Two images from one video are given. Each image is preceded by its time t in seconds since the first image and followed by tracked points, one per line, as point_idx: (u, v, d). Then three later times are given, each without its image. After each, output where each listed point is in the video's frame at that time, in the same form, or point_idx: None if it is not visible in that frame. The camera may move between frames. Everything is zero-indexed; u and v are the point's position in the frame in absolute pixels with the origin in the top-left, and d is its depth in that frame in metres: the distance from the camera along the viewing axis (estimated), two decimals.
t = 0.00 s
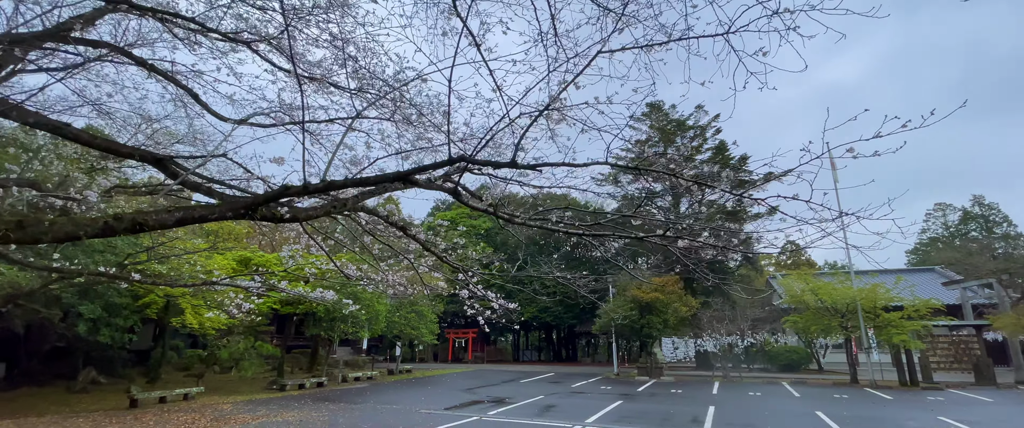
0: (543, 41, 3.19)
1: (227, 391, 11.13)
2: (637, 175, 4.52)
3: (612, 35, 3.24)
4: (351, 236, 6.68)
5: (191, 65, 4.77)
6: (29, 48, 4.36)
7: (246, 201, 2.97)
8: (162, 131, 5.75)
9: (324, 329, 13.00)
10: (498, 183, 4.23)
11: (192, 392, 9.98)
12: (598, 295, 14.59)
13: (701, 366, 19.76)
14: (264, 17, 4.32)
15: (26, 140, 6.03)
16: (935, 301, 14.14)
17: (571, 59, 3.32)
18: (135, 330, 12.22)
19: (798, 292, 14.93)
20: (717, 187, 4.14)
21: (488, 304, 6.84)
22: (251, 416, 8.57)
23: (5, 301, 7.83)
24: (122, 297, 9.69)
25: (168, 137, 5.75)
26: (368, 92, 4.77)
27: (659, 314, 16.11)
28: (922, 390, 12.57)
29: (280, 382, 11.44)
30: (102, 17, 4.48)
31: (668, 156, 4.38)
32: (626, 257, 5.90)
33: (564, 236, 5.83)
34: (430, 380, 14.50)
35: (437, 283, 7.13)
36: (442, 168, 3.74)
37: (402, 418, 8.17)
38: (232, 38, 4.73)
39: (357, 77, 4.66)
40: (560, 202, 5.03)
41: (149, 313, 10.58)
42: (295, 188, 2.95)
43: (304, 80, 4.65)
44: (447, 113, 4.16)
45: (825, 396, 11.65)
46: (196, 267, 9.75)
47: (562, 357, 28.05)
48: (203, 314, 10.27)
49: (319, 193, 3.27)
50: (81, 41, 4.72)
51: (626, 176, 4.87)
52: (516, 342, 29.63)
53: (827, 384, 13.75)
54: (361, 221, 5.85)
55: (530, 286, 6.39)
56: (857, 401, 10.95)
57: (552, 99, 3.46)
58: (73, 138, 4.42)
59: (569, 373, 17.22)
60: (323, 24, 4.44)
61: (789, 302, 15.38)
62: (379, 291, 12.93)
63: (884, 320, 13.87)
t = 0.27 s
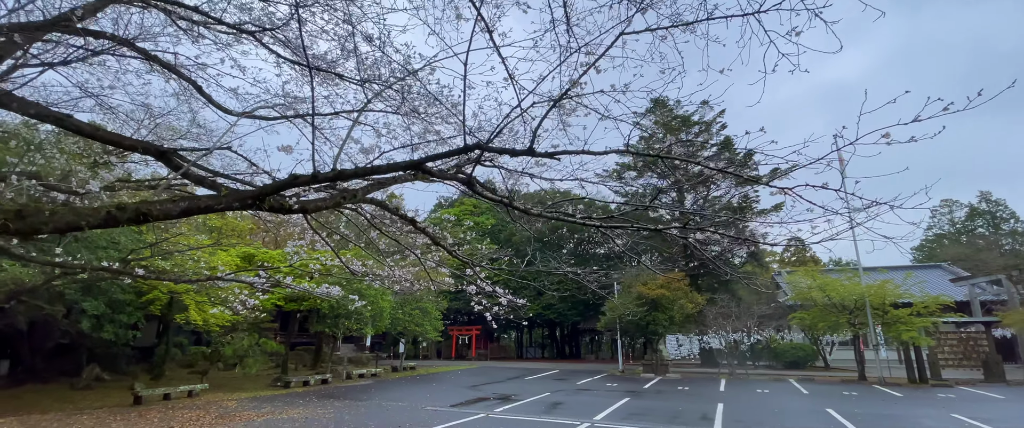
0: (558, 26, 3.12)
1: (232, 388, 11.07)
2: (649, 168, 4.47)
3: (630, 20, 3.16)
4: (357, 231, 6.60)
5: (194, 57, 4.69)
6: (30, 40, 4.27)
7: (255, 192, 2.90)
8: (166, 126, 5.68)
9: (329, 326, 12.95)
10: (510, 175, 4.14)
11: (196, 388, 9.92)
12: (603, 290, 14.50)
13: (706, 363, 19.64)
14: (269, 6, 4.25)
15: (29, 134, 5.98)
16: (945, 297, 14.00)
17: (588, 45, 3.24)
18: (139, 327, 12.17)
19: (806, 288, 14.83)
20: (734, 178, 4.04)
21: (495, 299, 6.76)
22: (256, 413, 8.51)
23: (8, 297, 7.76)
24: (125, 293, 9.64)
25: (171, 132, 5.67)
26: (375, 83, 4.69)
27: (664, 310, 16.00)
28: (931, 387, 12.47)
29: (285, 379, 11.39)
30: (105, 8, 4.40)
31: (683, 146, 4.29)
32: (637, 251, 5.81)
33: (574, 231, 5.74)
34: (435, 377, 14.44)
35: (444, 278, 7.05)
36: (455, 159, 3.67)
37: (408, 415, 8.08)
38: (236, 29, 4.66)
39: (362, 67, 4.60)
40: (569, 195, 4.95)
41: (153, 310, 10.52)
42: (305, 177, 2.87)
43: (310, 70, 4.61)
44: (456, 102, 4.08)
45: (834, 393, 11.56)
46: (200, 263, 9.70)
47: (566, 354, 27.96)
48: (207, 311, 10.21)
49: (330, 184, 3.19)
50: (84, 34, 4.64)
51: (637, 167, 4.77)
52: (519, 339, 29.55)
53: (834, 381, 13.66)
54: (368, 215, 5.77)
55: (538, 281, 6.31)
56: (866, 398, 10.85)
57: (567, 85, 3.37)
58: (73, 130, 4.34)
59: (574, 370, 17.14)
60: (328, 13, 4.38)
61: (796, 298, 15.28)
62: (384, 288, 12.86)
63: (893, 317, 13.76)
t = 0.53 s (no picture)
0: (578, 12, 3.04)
1: (236, 386, 10.98)
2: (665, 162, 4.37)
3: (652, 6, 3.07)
4: (364, 227, 6.50)
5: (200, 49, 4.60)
6: (32, 31, 4.16)
7: (263, 184, 2.84)
8: (170, 121, 5.59)
9: (333, 324, 12.87)
10: (526, 167, 4.06)
11: (201, 386, 9.84)
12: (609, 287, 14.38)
13: (711, 361, 19.52)
14: None
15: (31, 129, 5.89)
16: (954, 295, 13.86)
17: (608, 32, 3.15)
18: (142, 324, 12.10)
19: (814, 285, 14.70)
20: (756, 169, 3.94)
21: (503, 296, 6.67)
22: (261, 411, 8.43)
23: (11, 295, 7.68)
24: (129, 291, 9.55)
25: (175, 127, 5.58)
26: (384, 75, 4.59)
27: (670, 308, 15.88)
28: (941, 385, 12.34)
29: (289, 377, 11.31)
30: None
31: (702, 138, 4.19)
32: (649, 246, 5.70)
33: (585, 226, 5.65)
34: (440, 375, 14.35)
35: (451, 275, 6.96)
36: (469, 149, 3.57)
37: (415, 413, 7.99)
38: (243, 21, 4.57)
39: (370, 58, 4.52)
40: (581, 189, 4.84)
41: (157, 308, 10.45)
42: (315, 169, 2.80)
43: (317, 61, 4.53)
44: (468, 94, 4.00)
45: (843, 392, 11.44)
46: (204, 260, 9.62)
47: (570, 352, 27.85)
48: (212, 308, 10.13)
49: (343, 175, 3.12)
50: (87, 26, 4.54)
51: (651, 161, 4.67)
52: (523, 337, 29.44)
53: (843, 379, 13.54)
54: (376, 210, 5.67)
55: (548, 277, 6.22)
56: (877, 396, 10.74)
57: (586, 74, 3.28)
58: (77, 122, 4.23)
59: (579, 368, 17.05)
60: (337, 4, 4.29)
61: (804, 296, 15.15)
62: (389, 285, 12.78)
63: (902, 314, 13.62)
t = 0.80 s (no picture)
0: None
1: (237, 385, 10.88)
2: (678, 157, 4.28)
3: None
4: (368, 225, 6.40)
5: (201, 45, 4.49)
6: (30, 23, 4.05)
7: (271, 178, 2.78)
8: (171, 118, 5.49)
9: (336, 322, 12.78)
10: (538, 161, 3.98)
11: (203, 385, 9.74)
12: (613, 285, 14.26)
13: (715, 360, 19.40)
14: None
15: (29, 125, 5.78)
16: (962, 293, 13.75)
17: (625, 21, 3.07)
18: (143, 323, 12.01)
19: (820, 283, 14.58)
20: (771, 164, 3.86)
21: (510, 294, 6.57)
22: (264, 410, 8.34)
23: (10, 293, 7.58)
24: (130, 289, 9.45)
25: (176, 124, 5.48)
26: (391, 69, 4.50)
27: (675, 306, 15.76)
28: (950, 384, 12.22)
29: (292, 376, 11.22)
30: None
31: (717, 132, 4.10)
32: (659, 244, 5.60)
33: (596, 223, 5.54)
34: (443, 374, 14.26)
35: (457, 273, 6.86)
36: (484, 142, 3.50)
37: (419, 412, 7.88)
38: (246, 14, 4.48)
39: (377, 51, 4.46)
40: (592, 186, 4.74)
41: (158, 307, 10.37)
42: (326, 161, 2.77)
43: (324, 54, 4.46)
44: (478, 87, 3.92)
45: (851, 391, 11.34)
46: (206, 258, 9.53)
47: (573, 350, 27.73)
48: (213, 306, 10.04)
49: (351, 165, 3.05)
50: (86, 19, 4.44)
51: (663, 157, 4.58)
52: (525, 335, 29.33)
53: (849, 378, 13.43)
54: (380, 207, 5.57)
55: (556, 275, 6.12)
56: (885, 395, 10.63)
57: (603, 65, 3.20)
58: (77, 117, 4.12)
59: (583, 366, 16.96)
60: None
61: (810, 294, 15.04)
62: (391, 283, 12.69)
63: (909, 313, 13.50)
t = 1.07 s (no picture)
0: None
1: (238, 383, 10.78)
2: (690, 149, 4.18)
3: None
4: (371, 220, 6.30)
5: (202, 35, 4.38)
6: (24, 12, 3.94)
7: (274, 166, 2.71)
8: (171, 112, 5.38)
9: (337, 319, 12.67)
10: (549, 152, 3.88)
11: (203, 383, 9.65)
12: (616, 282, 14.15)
13: (718, 357, 19.31)
14: None
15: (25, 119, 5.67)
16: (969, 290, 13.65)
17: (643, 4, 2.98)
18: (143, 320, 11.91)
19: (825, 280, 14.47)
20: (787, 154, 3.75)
21: (515, 290, 6.47)
22: (266, 408, 8.23)
23: (7, 289, 7.46)
24: (130, 285, 9.34)
25: (176, 118, 5.37)
26: (395, 60, 4.39)
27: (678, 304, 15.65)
28: (957, 382, 12.12)
29: (293, 373, 11.12)
30: None
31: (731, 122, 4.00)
32: (669, 239, 5.50)
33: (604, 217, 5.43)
34: (445, 371, 14.15)
35: (461, 269, 6.75)
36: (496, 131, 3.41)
37: (423, 410, 7.77)
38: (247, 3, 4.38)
39: (380, 40, 4.36)
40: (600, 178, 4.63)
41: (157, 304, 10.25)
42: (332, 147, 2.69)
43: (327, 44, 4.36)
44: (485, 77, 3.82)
45: (858, 388, 11.24)
46: (206, 255, 9.43)
47: (574, 348, 27.61)
48: (214, 303, 9.93)
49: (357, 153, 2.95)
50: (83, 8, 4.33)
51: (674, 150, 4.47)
52: (526, 333, 29.20)
53: (854, 376, 13.33)
54: (384, 201, 5.47)
55: (562, 271, 6.01)
56: (892, 393, 10.53)
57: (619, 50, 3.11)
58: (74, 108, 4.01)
59: (586, 364, 16.87)
60: None
61: (814, 291, 14.93)
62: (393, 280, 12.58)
63: (915, 310, 13.39)
